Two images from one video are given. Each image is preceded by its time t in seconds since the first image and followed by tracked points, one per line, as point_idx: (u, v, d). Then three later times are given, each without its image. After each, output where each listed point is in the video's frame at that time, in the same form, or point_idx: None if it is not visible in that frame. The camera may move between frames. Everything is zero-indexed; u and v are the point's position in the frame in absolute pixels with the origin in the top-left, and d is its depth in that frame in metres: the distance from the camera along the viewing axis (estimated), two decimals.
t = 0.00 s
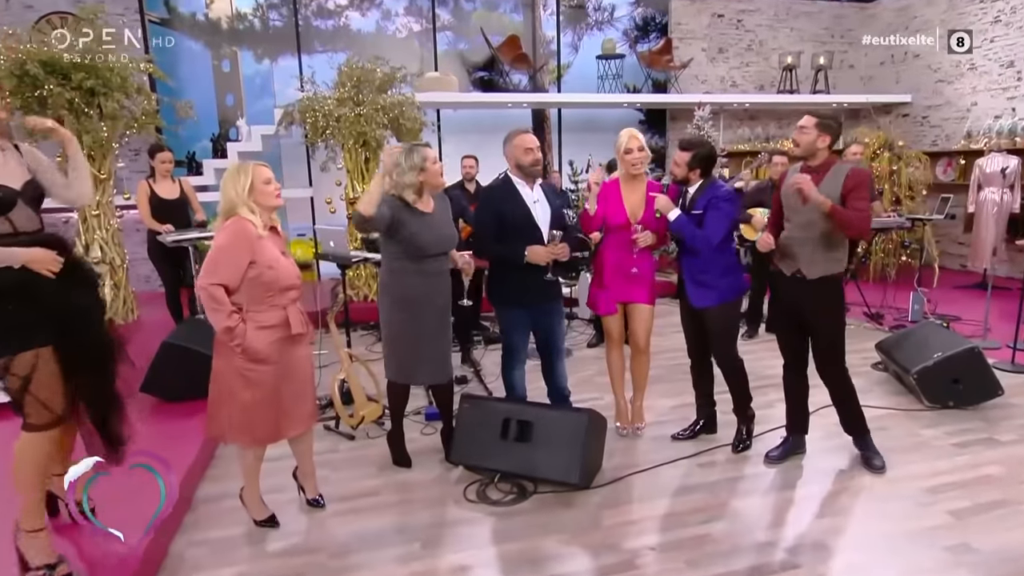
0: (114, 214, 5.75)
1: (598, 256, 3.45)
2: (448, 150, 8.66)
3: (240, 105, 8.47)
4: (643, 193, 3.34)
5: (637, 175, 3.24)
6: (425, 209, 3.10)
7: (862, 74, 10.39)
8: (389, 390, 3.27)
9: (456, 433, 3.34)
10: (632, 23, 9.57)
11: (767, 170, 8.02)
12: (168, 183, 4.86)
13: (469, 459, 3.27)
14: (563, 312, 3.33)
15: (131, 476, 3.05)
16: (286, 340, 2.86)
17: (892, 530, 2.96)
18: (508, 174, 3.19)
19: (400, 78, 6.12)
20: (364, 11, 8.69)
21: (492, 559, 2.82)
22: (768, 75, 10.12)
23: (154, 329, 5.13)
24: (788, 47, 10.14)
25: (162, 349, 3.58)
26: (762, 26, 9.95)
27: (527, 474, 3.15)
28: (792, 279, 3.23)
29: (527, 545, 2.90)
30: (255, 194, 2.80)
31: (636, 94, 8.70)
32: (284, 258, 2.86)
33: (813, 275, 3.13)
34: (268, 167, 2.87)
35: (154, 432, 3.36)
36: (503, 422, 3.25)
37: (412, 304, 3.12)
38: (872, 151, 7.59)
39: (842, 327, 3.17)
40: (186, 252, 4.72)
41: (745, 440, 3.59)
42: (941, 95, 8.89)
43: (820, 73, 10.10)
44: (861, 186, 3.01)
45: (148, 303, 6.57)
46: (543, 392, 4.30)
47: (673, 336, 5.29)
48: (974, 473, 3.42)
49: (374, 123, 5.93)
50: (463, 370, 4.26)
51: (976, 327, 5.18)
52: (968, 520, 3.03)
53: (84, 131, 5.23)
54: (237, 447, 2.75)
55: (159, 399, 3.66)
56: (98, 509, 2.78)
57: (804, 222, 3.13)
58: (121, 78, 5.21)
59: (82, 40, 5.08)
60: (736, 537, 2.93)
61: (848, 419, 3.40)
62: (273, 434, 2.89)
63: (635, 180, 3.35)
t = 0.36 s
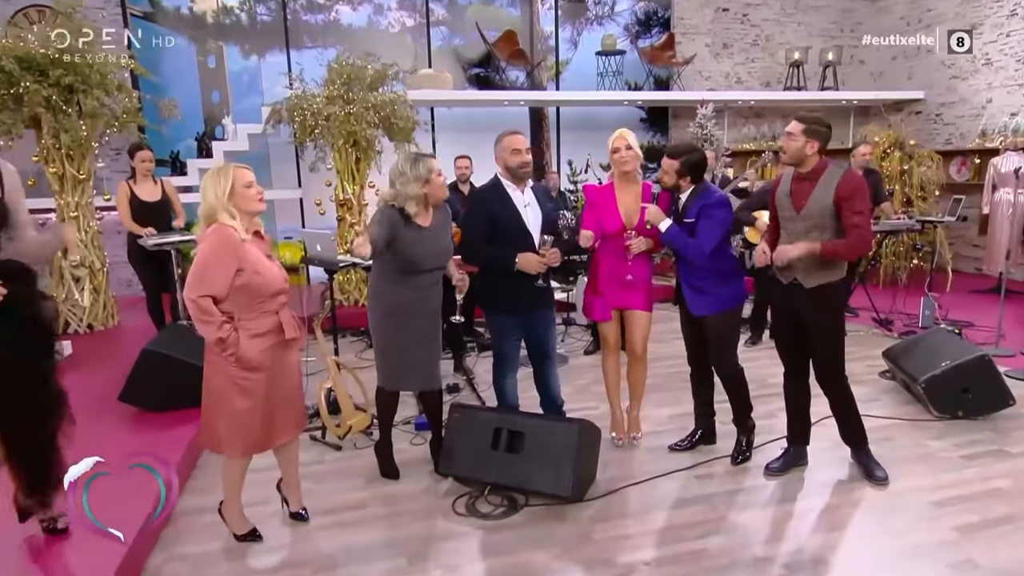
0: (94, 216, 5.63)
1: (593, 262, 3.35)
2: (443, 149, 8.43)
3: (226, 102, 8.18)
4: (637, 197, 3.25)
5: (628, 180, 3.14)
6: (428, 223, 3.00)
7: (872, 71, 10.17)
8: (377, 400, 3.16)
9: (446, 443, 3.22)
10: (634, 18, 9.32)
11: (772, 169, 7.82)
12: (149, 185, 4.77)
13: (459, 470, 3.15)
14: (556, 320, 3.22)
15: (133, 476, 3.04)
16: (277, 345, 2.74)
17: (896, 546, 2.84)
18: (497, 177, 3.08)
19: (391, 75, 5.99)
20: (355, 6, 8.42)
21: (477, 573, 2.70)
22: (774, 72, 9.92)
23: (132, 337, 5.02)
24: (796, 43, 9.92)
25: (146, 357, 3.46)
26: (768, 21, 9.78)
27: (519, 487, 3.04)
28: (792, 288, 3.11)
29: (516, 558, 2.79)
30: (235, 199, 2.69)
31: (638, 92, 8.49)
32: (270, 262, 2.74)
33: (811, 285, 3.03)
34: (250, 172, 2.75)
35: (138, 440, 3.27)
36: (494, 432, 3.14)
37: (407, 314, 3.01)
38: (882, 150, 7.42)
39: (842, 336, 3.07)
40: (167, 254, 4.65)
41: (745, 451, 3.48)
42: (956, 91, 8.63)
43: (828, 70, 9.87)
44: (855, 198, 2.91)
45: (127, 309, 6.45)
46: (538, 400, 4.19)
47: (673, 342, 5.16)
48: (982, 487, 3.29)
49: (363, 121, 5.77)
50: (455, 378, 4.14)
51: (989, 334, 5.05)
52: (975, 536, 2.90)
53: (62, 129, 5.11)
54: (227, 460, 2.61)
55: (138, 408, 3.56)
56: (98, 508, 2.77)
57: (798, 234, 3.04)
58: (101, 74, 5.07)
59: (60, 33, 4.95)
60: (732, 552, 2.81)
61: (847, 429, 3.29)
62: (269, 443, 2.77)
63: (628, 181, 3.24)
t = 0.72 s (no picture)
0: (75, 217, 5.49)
1: (587, 265, 3.22)
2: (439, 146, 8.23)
3: (213, 99, 8.07)
4: (634, 197, 3.13)
5: (626, 180, 3.03)
6: (404, 210, 2.90)
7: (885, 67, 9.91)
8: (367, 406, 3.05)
9: (434, 454, 3.08)
10: (637, 11, 9.21)
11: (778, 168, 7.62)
12: (130, 185, 4.68)
13: (448, 482, 3.01)
14: (551, 326, 3.10)
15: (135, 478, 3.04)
16: (263, 351, 2.64)
17: (901, 562, 2.70)
18: (489, 179, 2.98)
19: (383, 71, 5.89)
20: None
21: None
22: (782, 67, 9.58)
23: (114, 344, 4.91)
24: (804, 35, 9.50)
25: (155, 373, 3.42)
26: (776, 13, 9.45)
27: (510, 497, 2.92)
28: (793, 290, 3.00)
29: (502, 568, 2.67)
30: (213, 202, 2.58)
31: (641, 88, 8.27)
32: (252, 268, 2.62)
33: (811, 286, 2.92)
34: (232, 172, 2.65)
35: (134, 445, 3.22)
36: (484, 441, 3.01)
37: (395, 311, 2.90)
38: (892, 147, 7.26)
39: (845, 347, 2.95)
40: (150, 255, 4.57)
41: (745, 463, 3.36)
42: (972, 86, 8.32)
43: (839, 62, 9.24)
44: (864, 195, 2.80)
45: (108, 313, 6.34)
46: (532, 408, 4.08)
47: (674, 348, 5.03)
48: (992, 500, 3.16)
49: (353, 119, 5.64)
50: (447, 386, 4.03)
51: (1005, 339, 4.91)
52: (983, 551, 2.77)
53: (42, 127, 4.94)
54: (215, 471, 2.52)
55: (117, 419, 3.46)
56: (99, 508, 2.77)
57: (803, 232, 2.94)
58: (82, 70, 4.90)
59: (38, 28, 4.77)
60: (729, 567, 2.67)
61: (848, 438, 3.13)
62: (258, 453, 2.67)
63: (625, 181, 3.13)
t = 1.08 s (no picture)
0: (52, 217, 5.37)
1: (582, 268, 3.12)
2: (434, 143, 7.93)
3: (200, 94, 7.73)
4: (631, 198, 3.02)
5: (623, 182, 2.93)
6: (375, 210, 2.85)
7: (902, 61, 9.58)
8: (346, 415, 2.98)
9: (422, 462, 2.97)
10: (641, 3, 8.77)
11: (788, 166, 7.35)
12: (111, 184, 4.59)
13: (436, 491, 2.89)
14: (543, 330, 3.01)
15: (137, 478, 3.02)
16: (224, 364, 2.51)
17: None
18: (480, 179, 2.91)
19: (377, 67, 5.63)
20: None
21: None
22: (792, 60, 9.05)
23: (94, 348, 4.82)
24: (816, 28, 9.07)
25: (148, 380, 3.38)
26: (786, 4, 8.93)
27: (496, 508, 2.80)
28: (794, 294, 2.88)
29: None
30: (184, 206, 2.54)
31: (644, 83, 7.99)
32: (213, 277, 2.51)
33: (813, 290, 2.79)
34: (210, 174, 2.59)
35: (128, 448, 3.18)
36: (472, 450, 2.90)
37: (368, 314, 2.80)
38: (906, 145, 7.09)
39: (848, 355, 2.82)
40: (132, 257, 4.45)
41: (744, 473, 3.24)
42: (992, 80, 8.00)
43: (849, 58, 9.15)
44: (868, 195, 2.69)
45: (89, 316, 6.22)
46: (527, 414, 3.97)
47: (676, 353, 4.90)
48: (1002, 513, 3.02)
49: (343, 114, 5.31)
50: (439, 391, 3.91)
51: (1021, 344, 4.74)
52: (990, 567, 2.63)
53: (19, 123, 4.83)
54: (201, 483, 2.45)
55: (96, 426, 3.37)
56: (99, 507, 2.75)
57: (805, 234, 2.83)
58: (60, 64, 4.77)
59: (16, 21, 4.64)
60: None
61: (851, 449, 3.00)
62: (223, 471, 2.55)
63: (620, 182, 3.02)
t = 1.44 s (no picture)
0: (29, 215, 5.27)
1: (578, 270, 3.06)
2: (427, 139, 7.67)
3: (185, 87, 7.39)
4: (622, 199, 2.97)
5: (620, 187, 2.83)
6: (354, 211, 2.77)
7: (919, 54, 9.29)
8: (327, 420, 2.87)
9: (408, 470, 2.86)
10: None
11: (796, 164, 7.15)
12: (89, 181, 4.53)
13: (422, 500, 2.78)
14: (532, 333, 2.92)
15: (126, 480, 2.98)
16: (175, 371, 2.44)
17: None
18: (468, 178, 2.83)
19: (367, 59, 5.40)
20: None
21: None
22: (802, 52, 8.72)
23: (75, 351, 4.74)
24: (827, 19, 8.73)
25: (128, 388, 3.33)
26: None
27: (485, 518, 2.70)
28: (792, 298, 2.75)
29: None
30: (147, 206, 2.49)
31: (646, 77, 7.76)
32: (164, 281, 2.43)
33: (811, 292, 2.69)
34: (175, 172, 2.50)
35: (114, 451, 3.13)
36: (459, 458, 2.79)
37: (342, 317, 2.70)
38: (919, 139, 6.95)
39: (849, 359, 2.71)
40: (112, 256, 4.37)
41: (742, 482, 3.11)
42: (1011, 73, 7.72)
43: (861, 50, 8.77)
44: (867, 195, 2.57)
45: (67, 319, 6.10)
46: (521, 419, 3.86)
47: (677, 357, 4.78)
48: (1012, 524, 2.88)
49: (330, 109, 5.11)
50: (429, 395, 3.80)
51: None
52: None
53: None
54: (183, 483, 2.41)
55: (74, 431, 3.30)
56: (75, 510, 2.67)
57: (800, 234, 2.73)
58: (37, 57, 4.68)
59: None
60: None
61: (851, 457, 2.87)
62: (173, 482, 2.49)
63: (612, 183, 2.96)
